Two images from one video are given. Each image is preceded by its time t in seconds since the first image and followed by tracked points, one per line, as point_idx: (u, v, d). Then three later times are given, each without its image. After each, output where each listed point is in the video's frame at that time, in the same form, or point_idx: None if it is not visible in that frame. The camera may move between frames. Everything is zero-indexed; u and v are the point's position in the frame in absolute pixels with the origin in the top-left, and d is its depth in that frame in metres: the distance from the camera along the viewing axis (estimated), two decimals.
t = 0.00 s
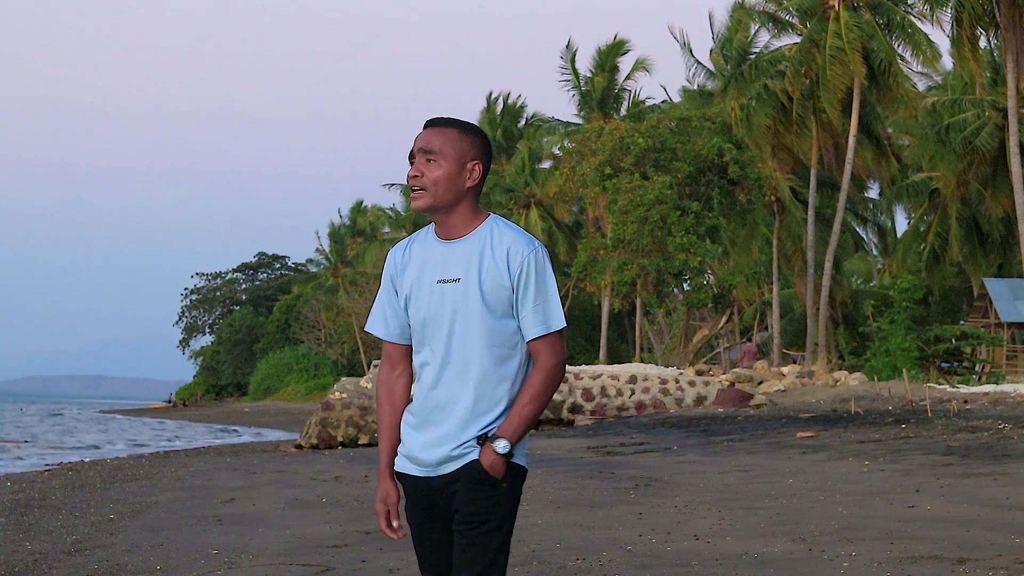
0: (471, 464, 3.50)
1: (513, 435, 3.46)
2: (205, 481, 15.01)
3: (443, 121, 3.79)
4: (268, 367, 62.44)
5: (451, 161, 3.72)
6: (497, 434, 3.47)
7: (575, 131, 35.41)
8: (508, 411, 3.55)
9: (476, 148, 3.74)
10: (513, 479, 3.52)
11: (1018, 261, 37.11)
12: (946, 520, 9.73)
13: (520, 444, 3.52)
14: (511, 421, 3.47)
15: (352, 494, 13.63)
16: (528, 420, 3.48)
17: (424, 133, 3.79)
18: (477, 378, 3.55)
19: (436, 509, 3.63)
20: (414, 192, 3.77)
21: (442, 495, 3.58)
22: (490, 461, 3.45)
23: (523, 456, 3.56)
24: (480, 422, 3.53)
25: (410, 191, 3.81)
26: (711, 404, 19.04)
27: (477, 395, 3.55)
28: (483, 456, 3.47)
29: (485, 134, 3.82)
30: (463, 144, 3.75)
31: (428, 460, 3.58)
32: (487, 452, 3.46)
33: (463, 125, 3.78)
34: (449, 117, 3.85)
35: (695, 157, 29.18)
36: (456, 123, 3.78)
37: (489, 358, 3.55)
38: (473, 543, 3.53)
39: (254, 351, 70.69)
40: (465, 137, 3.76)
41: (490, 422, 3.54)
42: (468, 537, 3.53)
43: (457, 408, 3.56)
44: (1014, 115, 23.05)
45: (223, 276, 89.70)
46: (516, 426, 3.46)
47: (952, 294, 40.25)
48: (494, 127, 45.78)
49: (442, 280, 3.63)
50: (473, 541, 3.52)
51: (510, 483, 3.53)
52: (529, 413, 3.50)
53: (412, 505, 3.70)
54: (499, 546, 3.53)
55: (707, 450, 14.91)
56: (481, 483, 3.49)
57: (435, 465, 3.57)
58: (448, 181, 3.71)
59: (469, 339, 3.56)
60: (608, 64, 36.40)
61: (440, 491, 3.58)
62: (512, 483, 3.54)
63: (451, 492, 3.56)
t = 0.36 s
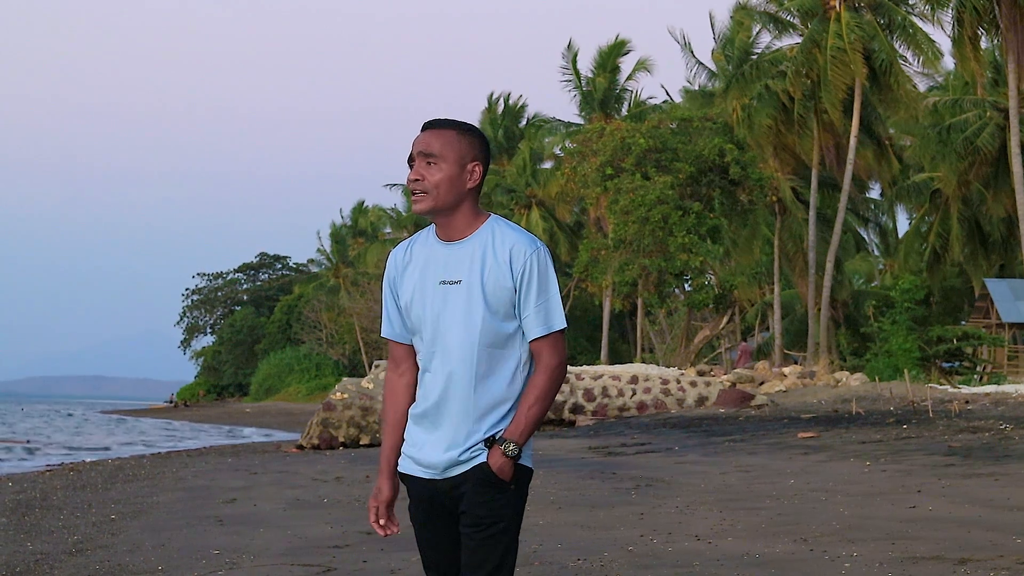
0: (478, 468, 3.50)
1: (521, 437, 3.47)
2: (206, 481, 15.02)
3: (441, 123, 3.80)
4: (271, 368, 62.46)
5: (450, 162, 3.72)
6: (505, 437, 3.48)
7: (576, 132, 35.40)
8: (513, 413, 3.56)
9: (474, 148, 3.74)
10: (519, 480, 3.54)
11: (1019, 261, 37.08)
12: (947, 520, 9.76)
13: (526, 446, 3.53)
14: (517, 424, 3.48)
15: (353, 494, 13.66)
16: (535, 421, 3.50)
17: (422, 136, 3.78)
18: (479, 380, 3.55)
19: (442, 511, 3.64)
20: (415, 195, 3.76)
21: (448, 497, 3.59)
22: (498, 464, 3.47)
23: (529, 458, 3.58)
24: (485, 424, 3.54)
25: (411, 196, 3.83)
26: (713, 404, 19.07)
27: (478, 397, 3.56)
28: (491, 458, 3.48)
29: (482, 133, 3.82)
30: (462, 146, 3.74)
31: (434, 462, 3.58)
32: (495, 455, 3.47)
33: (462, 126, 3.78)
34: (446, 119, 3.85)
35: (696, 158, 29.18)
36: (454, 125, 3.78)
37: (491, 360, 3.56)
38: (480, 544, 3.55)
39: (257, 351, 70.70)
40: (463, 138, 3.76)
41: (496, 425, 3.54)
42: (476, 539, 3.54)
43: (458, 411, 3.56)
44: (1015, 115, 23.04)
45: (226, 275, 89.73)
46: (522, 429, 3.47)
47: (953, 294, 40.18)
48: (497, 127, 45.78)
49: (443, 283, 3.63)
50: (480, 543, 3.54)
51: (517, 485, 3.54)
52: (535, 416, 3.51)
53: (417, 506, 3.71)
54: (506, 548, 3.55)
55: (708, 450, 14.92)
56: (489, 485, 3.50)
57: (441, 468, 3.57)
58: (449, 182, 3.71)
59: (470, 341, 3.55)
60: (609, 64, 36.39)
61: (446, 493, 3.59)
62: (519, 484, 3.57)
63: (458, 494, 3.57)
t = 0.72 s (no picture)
0: (496, 466, 3.46)
1: (538, 437, 3.43)
2: (224, 480, 15.03)
3: (461, 126, 3.74)
4: (287, 369, 62.65)
5: (471, 164, 3.67)
6: (522, 436, 3.44)
7: (593, 131, 35.46)
8: (530, 412, 3.51)
9: (494, 149, 3.68)
10: (538, 481, 3.50)
11: None
12: (965, 520, 9.75)
13: (544, 446, 3.49)
14: (534, 422, 3.44)
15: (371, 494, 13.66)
16: (553, 420, 3.44)
17: (444, 137, 3.73)
18: (499, 379, 3.50)
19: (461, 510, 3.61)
20: (439, 200, 3.72)
21: (467, 496, 3.55)
22: (515, 463, 3.43)
23: (548, 458, 3.53)
24: (503, 424, 3.49)
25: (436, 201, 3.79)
26: (730, 404, 19.05)
27: (497, 396, 3.50)
28: (509, 457, 3.44)
29: (504, 131, 3.76)
30: (484, 146, 3.69)
31: (453, 461, 3.54)
32: (513, 453, 3.44)
33: (484, 126, 3.71)
34: (466, 120, 3.79)
35: (713, 158, 29.17)
36: (476, 126, 3.72)
37: (512, 359, 3.51)
38: (497, 545, 3.51)
39: (272, 352, 70.86)
40: (483, 139, 3.70)
41: (515, 424, 3.50)
42: (493, 539, 3.50)
43: (478, 411, 3.51)
44: None
45: (242, 276, 89.98)
46: (538, 428, 3.43)
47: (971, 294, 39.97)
48: (512, 127, 45.83)
49: (464, 280, 3.59)
50: (497, 543, 3.50)
51: (536, 485, 3.51)
52: (552, 415, 3.46)
53: (438, 504, 3.68)
54: (522, 550, 3.51)
55: (725, 450, 14.90)
56: (507, 484, 3.46)
57: (459, 467, 3.53)
58: (471, 186, 3.66)
59: (491, 340, 3.51)
60: (626, 64, 36.43)
61: (464, 492, 3.55)
62: (538, 485, 3.52)
63: (476, 493, 3.53)
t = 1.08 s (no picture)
0: (507, 464, 3.50)
1: (552, 435, 3.47)
2: (234, 480, 15.00)
3: (476, 129, 3.73)
4: (298, 367, 62.68)
5: (493, 170, 3.68)
6: (535, 433, 3.48)
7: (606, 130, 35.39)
8: (544, 412, 3.55)
9: (515, 152, 3.70)
10: (548, 479, 3.54)
11: None
12: (977, 520, 9.71)
13: (557, 444, 3.53)
14: (549, 421, 3.48)
15: (382, 493, 13.63)
16: (567, 421, 3.49)
17: (463, 138, 3.74)
18: (513, 378, 3.55)
19: (470, 509, 3.63)
20: (461, 210, 3.73)
21: (476, 495, 3.59)
22: (527, 460, 3.47)
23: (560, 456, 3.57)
24: (515, 423, 3.54)
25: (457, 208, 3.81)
26: (742, 404, 18.99)
27: (510, 394, 3.55)
28: (520, 454, 3.48)
29: (522, 133, 3.78)
30: (504, 147, 3.70)
31: (464, 459, 3.58)
32: (524, 450, 3.47)
33: (503, 127, 3.73)
34: (480, 120, 3.77)
35: (725, 156, 29.10)
36: (496, 127, 3.74)
37: (529, 359, 3.56)
38: (507, 542, 3.54)
39: (283, 351, 70.89)
40: (500, 142, 3.70)
41: (528, 422, 3.54)
42: (503, 536, 3.54)
43: (491, 408, 3.56)
44: None
45: (254, 275, 90.02)
46: (553, 428, 3.47)
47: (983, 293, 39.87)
48: (524, 126, 45.81)
49: (482, 278, 3.63)
50: (507, 541, 3.54)
51: (547, 482, 3.54)
52: (567, 416, 3.51)
53: (445, 504, 3.71)
54: (532, 547, 3.55)
55: (737, 450, 14.86)
56: (518, 482, 3.50)
57: (470, 464, 3.57)
58: (495, 193, 3.68)
59: (507, 338, 3.55)
60: (638, 63, 36.34)
61: (474, 491, 3.58)
62: (548, 482, 3.56)
63: (487, 491, 3.56)
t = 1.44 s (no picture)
0: (507, 464, 3.47)
1: (552, 437, 3.42)
2: (245, 480, 15.00)
3: (492, 124, 3.69)
4: (310, 367, 62.83)
5: (506, 167, 3.64)
6: (535, 434, 3.44)
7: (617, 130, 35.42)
8: (546, 413, 3.51)
9: (528, 149, 3.64)
10: (550, 480, 3.50)
11: None
12: (989, 520, 9.70)
13: (558, 446, 3.49)
14: (551, 422, 3.43)
15: (393, 493, 13.62)
16: (569, 423, 3.43)
17: (477, 133, 3.70)
18: (519, 377, 3.51)
19: (472, 509, 3.60)
20: (471, 203, 3.68)
21: (478, 495, 3.56)
22: (526, 461, 3.43)
23: (561, 457, 3.53)
24: (517, 423, 3.50)
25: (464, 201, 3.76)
26: (753, 404, 18.97)
27: (515, 391, 3.52)
28: (519, 455, 3.45)
29: (537, 130, 3.73)
30: (518, 144, 3.65)
31: (466, 458, 3.56)
32: (524, 451, 3.43)
33: (517, 125, 3.67)
34: (499, 116, 3.73)
35: (736, 156, 29.09)
36: (511, 123, 3.68)
37: (536, 358, 3.52)
38: (508, 543, 3.51)
39: (294, 351, 71.01)
40: (516, 138, 3.65)
41: (529, 422, 3.50)
42: (505, 537, 3.51)
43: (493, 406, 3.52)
44: None
45: (265, 275, 90.19)
46: (554, 429, 3.42)
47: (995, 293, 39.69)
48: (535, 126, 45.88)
49: (492, 276, 3.60)
50: (508, 542, 3.51)
51: (548, 483, 3.50)
52: (570, 417, 3.45)
53: (448, 504, 3.69)
54: (533, 548, 3.51)
55: (749, 450, 14.85)
56: (518, 482, 3.46)
57: (472, 464, 3.55)
58: (507, 189, 3.63)
59: (512, 337, 3.51)
60: (649, 63, 36.35)
61: (476, 491, 3.56)
62: (550, 483, 3.52)
63: (488, 491, 3.53)
